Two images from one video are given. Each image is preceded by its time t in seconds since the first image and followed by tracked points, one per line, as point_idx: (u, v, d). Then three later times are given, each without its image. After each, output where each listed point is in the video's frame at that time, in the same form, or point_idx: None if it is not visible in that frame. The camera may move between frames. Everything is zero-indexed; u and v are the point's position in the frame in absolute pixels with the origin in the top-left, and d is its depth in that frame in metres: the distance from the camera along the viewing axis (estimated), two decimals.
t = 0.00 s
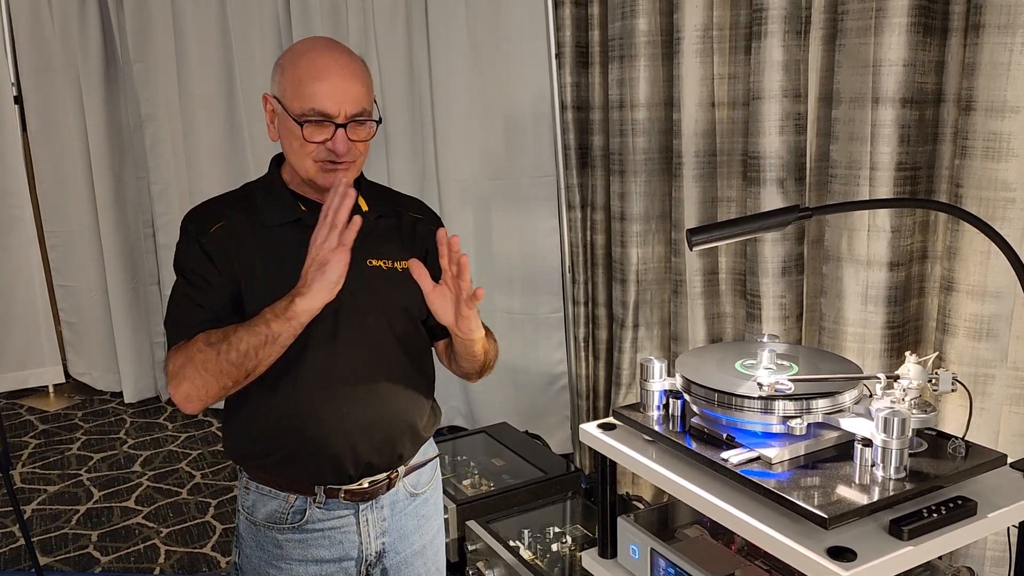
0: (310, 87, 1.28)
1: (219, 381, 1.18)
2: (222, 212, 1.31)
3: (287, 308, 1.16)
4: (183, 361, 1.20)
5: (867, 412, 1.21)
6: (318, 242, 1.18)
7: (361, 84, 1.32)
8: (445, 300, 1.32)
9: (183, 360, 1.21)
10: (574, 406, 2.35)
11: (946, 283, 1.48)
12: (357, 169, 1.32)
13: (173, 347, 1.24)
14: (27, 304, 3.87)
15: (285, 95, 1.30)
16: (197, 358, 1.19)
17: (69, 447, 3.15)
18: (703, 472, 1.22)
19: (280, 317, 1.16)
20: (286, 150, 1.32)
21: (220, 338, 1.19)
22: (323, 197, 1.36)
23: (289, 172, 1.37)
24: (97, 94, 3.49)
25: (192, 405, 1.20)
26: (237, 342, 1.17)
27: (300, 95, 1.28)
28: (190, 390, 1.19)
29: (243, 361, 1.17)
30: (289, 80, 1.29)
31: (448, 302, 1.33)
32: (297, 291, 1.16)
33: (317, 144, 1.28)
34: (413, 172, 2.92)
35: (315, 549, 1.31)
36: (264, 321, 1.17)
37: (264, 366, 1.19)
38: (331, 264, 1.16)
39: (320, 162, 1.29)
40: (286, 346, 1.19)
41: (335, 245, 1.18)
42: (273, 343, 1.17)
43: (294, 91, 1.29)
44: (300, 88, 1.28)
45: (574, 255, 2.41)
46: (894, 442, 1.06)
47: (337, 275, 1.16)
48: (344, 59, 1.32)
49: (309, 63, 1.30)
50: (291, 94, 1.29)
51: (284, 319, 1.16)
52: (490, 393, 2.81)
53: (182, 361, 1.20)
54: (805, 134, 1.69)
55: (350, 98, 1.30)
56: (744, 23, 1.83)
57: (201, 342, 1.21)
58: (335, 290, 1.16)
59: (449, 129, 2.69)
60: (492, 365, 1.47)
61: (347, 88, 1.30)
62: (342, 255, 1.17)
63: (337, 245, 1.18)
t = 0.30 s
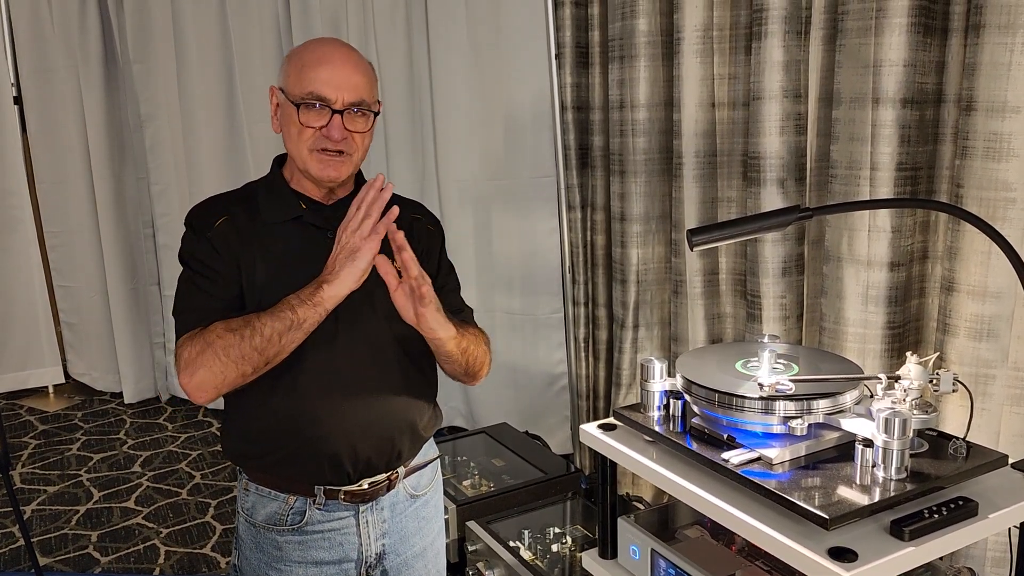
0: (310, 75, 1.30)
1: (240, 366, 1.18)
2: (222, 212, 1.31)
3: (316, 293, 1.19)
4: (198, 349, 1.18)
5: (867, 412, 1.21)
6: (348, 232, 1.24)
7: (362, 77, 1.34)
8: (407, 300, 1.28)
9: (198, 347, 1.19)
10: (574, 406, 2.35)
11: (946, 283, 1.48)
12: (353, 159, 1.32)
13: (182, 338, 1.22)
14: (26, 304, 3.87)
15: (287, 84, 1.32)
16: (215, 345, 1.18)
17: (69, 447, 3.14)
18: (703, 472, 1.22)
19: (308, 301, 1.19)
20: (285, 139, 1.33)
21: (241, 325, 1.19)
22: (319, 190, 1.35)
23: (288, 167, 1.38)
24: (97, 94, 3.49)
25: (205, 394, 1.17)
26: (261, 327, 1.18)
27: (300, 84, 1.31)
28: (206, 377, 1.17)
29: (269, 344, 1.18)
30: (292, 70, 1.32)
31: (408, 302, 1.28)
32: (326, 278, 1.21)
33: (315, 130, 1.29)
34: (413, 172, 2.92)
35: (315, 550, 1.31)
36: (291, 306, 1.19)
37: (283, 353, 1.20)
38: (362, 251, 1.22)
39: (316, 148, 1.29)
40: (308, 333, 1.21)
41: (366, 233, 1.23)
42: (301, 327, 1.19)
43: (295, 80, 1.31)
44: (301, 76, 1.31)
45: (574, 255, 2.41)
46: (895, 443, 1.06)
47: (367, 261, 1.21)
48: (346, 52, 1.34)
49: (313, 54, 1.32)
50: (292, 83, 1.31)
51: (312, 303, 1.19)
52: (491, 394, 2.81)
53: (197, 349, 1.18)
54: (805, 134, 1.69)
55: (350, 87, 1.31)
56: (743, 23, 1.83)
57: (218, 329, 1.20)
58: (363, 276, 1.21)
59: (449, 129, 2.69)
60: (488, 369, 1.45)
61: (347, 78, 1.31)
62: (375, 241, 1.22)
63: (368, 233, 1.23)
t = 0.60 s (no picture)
0: (313, 78, 1.30)
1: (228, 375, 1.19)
2: (221, 212, 1.31)
3: (297, 300, 1.18)
4: (187, 355, 1.20)
5: (868, 413, 1.20)
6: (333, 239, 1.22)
7: (366, 79, 1.34)
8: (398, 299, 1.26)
9: (188, 354, 1.20)
10: (574, 407, 2.34)
11: (946, 284, 1.48)
12: (359, 162, 1.32)
13: (174, 344, 1.23)
14: (26, 304, 3.87)
15: (290, 87, 1.32)
16: (204, 352, 1.19)
17: (69, 448, 3.14)
18: (703, 473, 1.22)
19: (290, 309, 1.18)
20: (289, 143, 1.32)
21: (228, 332, 1.20)
22: (323, 193, 1.35)
23: (291, 169, 1.38)
24: (97, 95, 3.49)
25: (196, 399, 1.19)
26: (247, 335, 1.18)
27: (304, 87, 1.30)
28: (196, 386, 1.19)
29: (252, 354, 1.18)
30: (294, 73, 1.32)
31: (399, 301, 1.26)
32: (308, 284, 1.19)
33: (321, 134, 1.29)
34: (412, 172, 2.92)
35: (315, 551, 1.31)
36: (275, 314, 1.18)
37: (270, 360, 1.20)
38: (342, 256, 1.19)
39: (323, 152, 1.29)
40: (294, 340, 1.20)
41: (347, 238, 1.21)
42: (284, 336, 1.18)
43: (298, 83, 1.31)
44: (305, 79, 1.30)
45: (574, 255, 2.41)
46: (895, 443, 1.06)
47: (345, 266, 1.19)
48: (348, 54, 1.34)
49: (315, 56, 1.32)
50: (295, 86, 1.31)
51: (294, 311, 1.18)
52: (490, 394, 2.81)
53: (187, 357, 1.20)
54: (805, 134, 1.69)
55: (354, 90, 1.31)
56: (744, 24, 1.83)
57: (207, 337, 1.21)
58: (343, 281, 1.18)
59: (449, 130, 2.68)
60: (485, 368, 1.46)
61: (350, 81, 1.31)
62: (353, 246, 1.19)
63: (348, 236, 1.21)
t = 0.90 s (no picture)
0: (311, 85, 1.30)
1: (229, 371, 1.18)
2: (222, 213, 1.31)
3: (299, 295, 1.18)
4: (191, 353, 1.20)
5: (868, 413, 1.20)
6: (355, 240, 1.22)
7: (364, 83, 1.33)
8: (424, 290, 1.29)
9: (191, 351, 1.20)
10: (574, 407, 2.34)
11: (947, 284, 1.48)
12: (358, 168, 1.32)
13: (177, 342, 1.23)
14: (26, 304, 3.87)
15: (289, 94, 1.32)
16: (206, 349, 1.19)
17: (69, 448, 3.14)
18: (703, 473, 1.22)
19: (292, 304, 1.17)
20: (289, 150, 1.33)
21: (229, 328, 1.20)
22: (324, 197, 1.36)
23: (292, 173, 1.38)
24: (97, 95, 3.49)
25: (200, 396, 1.20)
26: (247, 331, 1.18)
27: (302, 94, 1.30)
28: (199, 383, 1.19)
29: (252, 349, 1.18)
30: (293, 79, 1.32)
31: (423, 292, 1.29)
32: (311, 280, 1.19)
33: (319, 142, 1.29)
34: (412, 172, 2.92)
35: (315, 550, 1.31)
36: (274, 310, 1.18)
37: (272, 356, 1.19)
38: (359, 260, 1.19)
39: (322, 160, 1.30)
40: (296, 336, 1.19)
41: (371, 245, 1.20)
42: (284, 331, 1.17)
43: (297, 90, 1.31)
44: (303, 86, 1.30)
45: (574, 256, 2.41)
46: (896, 443, 1.06)
47: (355, 271, 1.18)
48: (347, 58, 1.33)
49: (313, 62, 1.31)
50: (294, 93, 1.31)
51: (294, 306, 1.17)
52: (491, 394, 2.81)
53: (190, 354, 1.20)
54: (805, 134, 1.69)
55: (352, 95, 1.31)
56: (744, 24, 1.83)
57: (209, 334, 1.21)
58: (350, 283, 1.17)
59: (449, 130, 2.68)
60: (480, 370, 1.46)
61: (348, 86, 1.31)
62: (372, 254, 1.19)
63: (369, 245, 1.20)
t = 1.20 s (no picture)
0: (324, 84, 1.30)
1: (226, 370, 1.18)
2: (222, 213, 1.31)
3: (297, 296, 1.17)
4: (187, 351, 1.20)
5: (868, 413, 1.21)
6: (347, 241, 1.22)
7: (375, 85, 1.34)
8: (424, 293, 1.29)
9: (188, 350, 1.20)
10: (574, 407, 2.35)
11: (947, 284, 1.48)
12: (366, 168, 1.32)
13: (174, 340, 1.23)
14: (26, 304, 3.87)
15: (300, 91, 1.32)
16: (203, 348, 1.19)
17: (69, 448, 3.14)
18: (703, 473, 1.22)
19: (290, 305, 1.17)
20: (297, 148, 1.32)
21: (227, 328, 1.19)
22: (329, 196, 1.35)
23: (296, 170, 1.38)
24: (97, 95, 3.49)
25: (196, 395, 1.19)
26: (245, 331, 1.18)
27: (315, 92, 1.30)
28: (196, 381, 1.19)
29: (249, 349, 1.17)
30: (305, 77, 1.32)
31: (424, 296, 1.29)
32: (310, 282, 1.18)
33: (329, 140, 1.29)
34: (413, 172, 2.92)
35: (315, 549, 1.31)
36: (273, 310, 1.17)
37: (269, 356, 1.19)
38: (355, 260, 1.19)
39: (331, 158, 1.29)
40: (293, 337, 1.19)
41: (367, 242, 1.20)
42: (281, 332, 1.17)
43: (309, 88, 1.31)
44: (315, 84, 1.30)
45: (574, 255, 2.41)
46: (896, 443, 1.06)
47: (353, 271, 1.18)
48: (360, 61, 1.34)
49: (326, 62, 1.32)
50: (306, 91, 1.31)
51: (292, 307, 1.17)
52: (491, 394, 2.81)
53: (187, 352, 1.20)
54: (806, 134, 1.69)
55: (365, 97, 1.32)
56: (744, 23, 1.82)
57: (206, 333, 1.20)
58: (348, 284, 1.18)
59: (449, 130, 2.69)
60: (480, 373, 1.47)
61: (361, 87, 1.31)
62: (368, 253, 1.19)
63: (364, 242, 1.20)
